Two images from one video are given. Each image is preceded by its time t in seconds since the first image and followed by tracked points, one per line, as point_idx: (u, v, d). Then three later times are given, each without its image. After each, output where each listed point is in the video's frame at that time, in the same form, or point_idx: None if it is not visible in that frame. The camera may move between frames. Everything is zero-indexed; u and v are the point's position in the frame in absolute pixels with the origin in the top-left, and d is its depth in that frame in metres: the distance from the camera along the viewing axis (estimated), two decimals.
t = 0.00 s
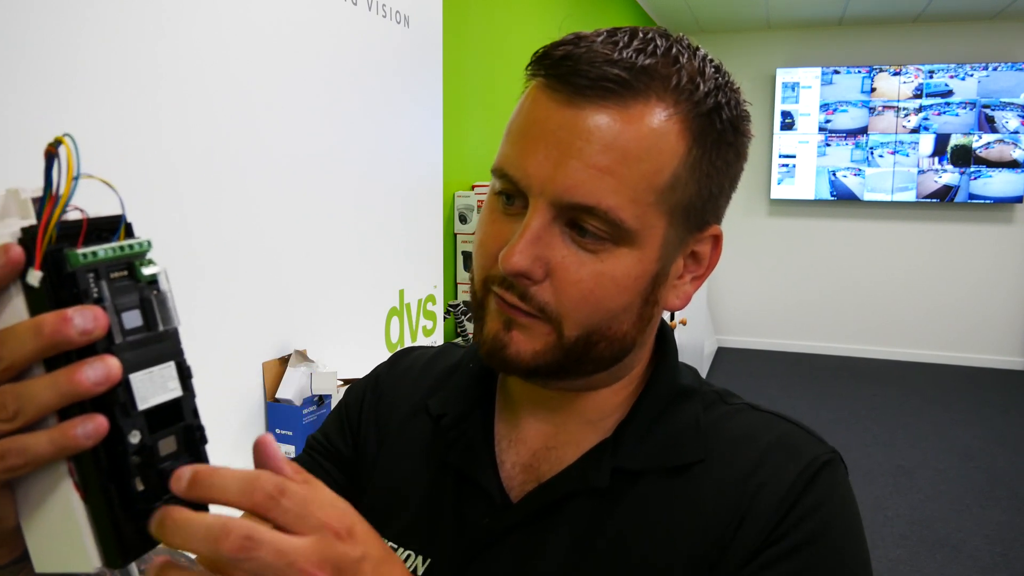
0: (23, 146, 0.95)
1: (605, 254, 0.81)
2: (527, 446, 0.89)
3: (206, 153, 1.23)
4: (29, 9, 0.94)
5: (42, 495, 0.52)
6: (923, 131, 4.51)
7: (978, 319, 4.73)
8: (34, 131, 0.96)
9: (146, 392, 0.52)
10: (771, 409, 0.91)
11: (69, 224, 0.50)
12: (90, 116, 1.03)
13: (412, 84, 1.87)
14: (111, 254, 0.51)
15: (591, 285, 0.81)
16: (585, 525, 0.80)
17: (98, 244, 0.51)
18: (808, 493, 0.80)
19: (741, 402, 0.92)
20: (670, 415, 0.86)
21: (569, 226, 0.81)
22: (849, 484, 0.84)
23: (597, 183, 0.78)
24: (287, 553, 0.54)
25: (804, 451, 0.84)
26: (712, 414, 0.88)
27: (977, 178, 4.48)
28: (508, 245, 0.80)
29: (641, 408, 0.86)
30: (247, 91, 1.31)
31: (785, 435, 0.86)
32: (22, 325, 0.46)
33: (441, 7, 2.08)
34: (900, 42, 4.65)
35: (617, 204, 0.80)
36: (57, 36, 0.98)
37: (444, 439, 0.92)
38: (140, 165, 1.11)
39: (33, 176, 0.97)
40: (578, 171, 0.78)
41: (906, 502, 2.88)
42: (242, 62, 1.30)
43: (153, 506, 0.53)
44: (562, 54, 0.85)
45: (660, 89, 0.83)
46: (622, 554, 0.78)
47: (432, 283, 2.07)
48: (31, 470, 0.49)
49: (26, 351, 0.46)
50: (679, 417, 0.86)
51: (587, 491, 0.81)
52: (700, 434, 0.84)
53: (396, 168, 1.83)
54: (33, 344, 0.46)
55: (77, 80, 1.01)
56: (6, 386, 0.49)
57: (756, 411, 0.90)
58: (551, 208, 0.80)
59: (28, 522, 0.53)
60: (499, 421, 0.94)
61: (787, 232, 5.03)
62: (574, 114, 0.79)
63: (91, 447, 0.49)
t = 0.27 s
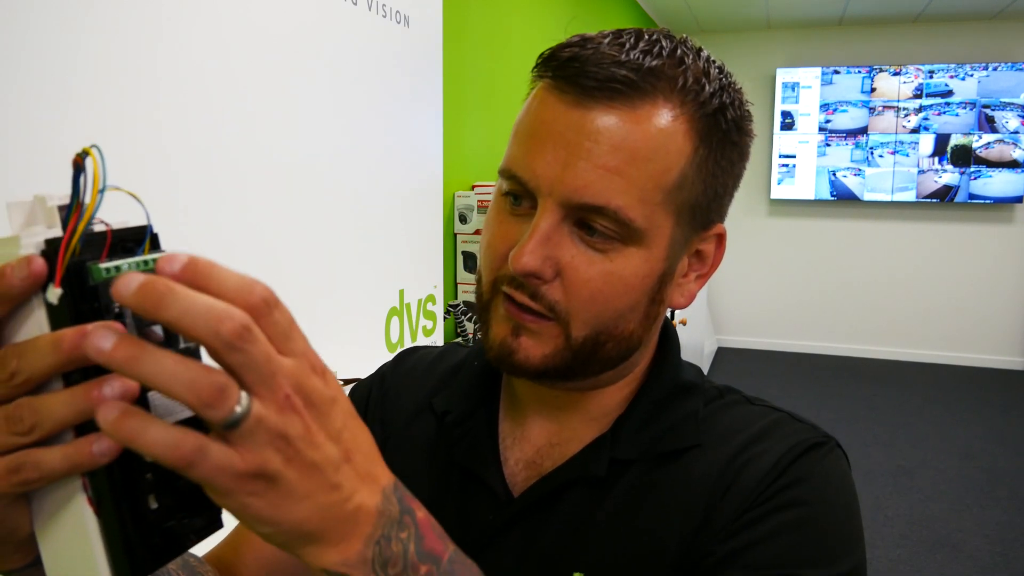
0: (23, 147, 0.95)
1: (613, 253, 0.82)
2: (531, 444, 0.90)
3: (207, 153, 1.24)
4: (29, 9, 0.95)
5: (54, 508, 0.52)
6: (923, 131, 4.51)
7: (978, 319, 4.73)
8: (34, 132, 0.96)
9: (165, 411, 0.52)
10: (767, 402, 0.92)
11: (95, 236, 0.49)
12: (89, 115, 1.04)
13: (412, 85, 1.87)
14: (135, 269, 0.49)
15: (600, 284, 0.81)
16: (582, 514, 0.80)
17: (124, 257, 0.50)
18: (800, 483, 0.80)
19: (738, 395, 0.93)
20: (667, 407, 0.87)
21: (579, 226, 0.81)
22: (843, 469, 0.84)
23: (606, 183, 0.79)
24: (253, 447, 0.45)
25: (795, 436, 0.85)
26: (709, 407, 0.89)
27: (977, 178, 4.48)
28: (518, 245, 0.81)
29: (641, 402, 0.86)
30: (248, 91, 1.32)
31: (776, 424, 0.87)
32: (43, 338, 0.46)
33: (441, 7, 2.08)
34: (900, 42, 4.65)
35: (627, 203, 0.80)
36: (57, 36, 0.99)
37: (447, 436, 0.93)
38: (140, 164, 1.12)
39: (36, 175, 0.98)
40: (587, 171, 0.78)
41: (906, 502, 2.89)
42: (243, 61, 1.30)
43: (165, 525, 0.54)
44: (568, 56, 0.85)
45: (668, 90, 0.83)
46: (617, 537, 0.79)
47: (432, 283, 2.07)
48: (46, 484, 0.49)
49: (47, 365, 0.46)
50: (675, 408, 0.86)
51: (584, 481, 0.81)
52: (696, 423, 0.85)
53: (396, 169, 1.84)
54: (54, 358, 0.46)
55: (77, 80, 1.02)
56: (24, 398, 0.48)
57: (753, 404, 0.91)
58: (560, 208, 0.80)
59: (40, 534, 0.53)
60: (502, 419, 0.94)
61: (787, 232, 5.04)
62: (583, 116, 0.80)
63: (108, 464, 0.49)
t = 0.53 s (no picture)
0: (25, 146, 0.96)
1: (612, 239, 0.82)
2: (535, 439, 0.90)
3: (207, 152, 1.24)
4: (30, 10, 0.95)
5: (59, 484, 0.53)
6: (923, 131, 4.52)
7: (979, 319, 4.73)
8: (35, 132, 0.97)
9: (163, 390, 0.51)
10: (772, 399, 0.92)
11: (98, 216, 0.51)
12: (90, 115, 1.04)
13: (412, 85, 1.88)
14: (135, 252, 0.51)
15: (599, 270, 0.82)
16: (588, 513, 0.81)
17: (125, 240, 0.51)
18: (807, 482, 0.80)
19: (743, 393, 0.93)
20: (674, 405, 0.87)
21: (578, 213, 0.82)
22: (852, 470, 0.84)
23: (604, 169, 0.80)
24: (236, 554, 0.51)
25: (805, 437, 0.85)
26: (715, 406, 0.89)
27: (976, 178, 4.49)
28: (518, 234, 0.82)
29: (645, 398, 0.87)
30: (249, 91, 1.33)
31: (785, 424, 0.87)
32: (46, 317, 0.47)
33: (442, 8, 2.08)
34: (900, 42, 4.65)
35: (625, 188, 0.81)
36: (58, 37, 0.99)
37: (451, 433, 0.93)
38: (141, 164, 1.12)
39: (37, 175, 0.98)
40: (585, 158, 0.79)
41: (906, 502, 2.89)
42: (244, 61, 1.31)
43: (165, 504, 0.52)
44: (564, 48, 0.87)
45: (664, 77, 0.84)
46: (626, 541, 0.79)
47: (432, 283, 2.07)
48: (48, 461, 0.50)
49: (49, 344, 0.47)
50: (682, 408, 0.87)
51: (590, 479, 0.82)
52: (703, 424, 0.85)
53: (396, 168, 1.84)
54: (56, 336, 0.47)
55: (77, 80, 1.02)
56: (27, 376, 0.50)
57: (758, 402, 0.91)
58: (559, 195, 0.81)
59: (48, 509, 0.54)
60: (507, 416, 0.95)
61: (787, 231, 5.04)
62: (580, 105, 0.81)
63: (106, 442, 0.49)
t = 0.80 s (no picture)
0: (24, 147, 0.96)
1: (633, 232, 0.83)
2: (538, 437, 0.90)
3: (208, 152, 1.24)
4: (30, 10, 0.95)
5: (82, 506, 0.52)
6: (923, 131, 4.52)
7: (979, 319, 4.74)
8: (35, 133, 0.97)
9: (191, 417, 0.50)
10: (773, 398, 0.92)
11: (128, 244, 0.49)
12: (89, 116, 1.04)
13: (412, 85, 1.88)
14: (165, 279, 0.50)
15: (621, 264, 0.82)
16: (592, 511, 0.81)
17: (154, 267, 0.50)
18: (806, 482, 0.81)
19: (744, 391, 0.94)
20: (676, 402, 0.87)
21: (598, 208, 0.82)
22: (852, 468, 0.84)
23: (624, 163, 0.80)
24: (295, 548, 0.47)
25: (806, 435, 0.85)
26: (716, 404, 0.89)
27: (976, 178, 4.49)
28: (540, 231, 0.81)
29: (648, 395, 0.87)
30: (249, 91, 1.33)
31: (786, 421, 0.87)
32: (74, 344, 0.46)
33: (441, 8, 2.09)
34: (900, 42, 4.66)
35: (644, 181, 0.81)
36: (58, 37, 0.99)
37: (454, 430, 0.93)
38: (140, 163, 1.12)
39: (38, 176, 0.98)
40: (605, 153, 0.80)
41: (906, 502, 2.89)
42: (245, 62, 1.31)
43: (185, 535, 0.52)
44: (573, 48, 0.87)
45: (674, 73, 0.85)
46: (628, 536, 0.79)
47: (432, 283, 2.08)
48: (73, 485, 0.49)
49: (76, 370, 0.46)
50: (684, 405, 0.87)
51: (594, 476, 0.82)
52: (705, 421, 0.85)
53: (396, 168, 1.84)
54: (83, 363, 0.46)
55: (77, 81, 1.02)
56: (54, 401, 0.49)
57: (759, 399, 0.91)
58: (580, 190, 0.81)
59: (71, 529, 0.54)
60: (510, 414, 0.95)
61: (787, 231, 5.04)
62: (595, 102, 0.81)
63: (132, 470, 0.48)
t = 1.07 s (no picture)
0: (22, 148, 0.95)
1: (633, 219, 0.82)
2: (537, 441, 0.90)
3: (206, 153, 1.24)
4: (28, 9, 0.94)
5: (91, 484, 0.55)
6: (923, 131, 4.51)
7: (980, 319, 4.73)
8: (33, 134, 0.96)
9: (190, 410, 0.53)
10: (774, 399, 0.90)
11: (144, 228, 0.52)
12: (88, 116, 1.03)
13: (412, 85, 1.87)
14: (178, 268, 0.52)
15: (622, 252, 0.81)
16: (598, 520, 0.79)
17: (169, 255, 0.53)
18: (814, 484, 0.79)
19: (744, 393, 0.92)
20: (675, 408, 0.86)
21: (597, 197, 0.81)
22: (856, 472, 0.83)
23: (621, 150, 0.80)
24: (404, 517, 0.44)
25: (809, 440, 0.83)
26: (716, 408, 0.88)
27: (976, 178, 4.48)
28: (541, 223, 0.80)
29: (646, 398, 0.86)
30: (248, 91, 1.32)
31: (789, 424, 0.85)
32: (82, 328, 0.49)
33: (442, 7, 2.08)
34: (900, 42, 4.65)
35: (641, 167, 0.81)
36: (56, 37, 0.98)
37: (451, 436, 0.93)
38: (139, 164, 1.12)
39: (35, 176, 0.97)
40: (601, 141, 0.80)
41: (906, 502, 2.88)
42: (243, 61, 1.31)
43: (183, 521, 0.54)
44: (559, 42, 0.86)
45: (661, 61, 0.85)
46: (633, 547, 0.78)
47: (432, 283, 2.07)
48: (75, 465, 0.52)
49: (81, 354, 0.49)
50: (684, 411, 0.86)
51: (597, 485, 0.81)
52: (705, 428, 0.84)
53: (396, 169, 1.83)
54: (89, 347, 0.49)
55: (76, 81, 1.01)
56: (64, 381, 0.52)
57: (760, 401, 0.90)
58: (579, 179, 0.80)
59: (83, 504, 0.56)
60: (507, 416, 0.95)
61: (787, 232, 5.04)
62: (587, 92, 0.81)
63: (129, 456, 0.51)
